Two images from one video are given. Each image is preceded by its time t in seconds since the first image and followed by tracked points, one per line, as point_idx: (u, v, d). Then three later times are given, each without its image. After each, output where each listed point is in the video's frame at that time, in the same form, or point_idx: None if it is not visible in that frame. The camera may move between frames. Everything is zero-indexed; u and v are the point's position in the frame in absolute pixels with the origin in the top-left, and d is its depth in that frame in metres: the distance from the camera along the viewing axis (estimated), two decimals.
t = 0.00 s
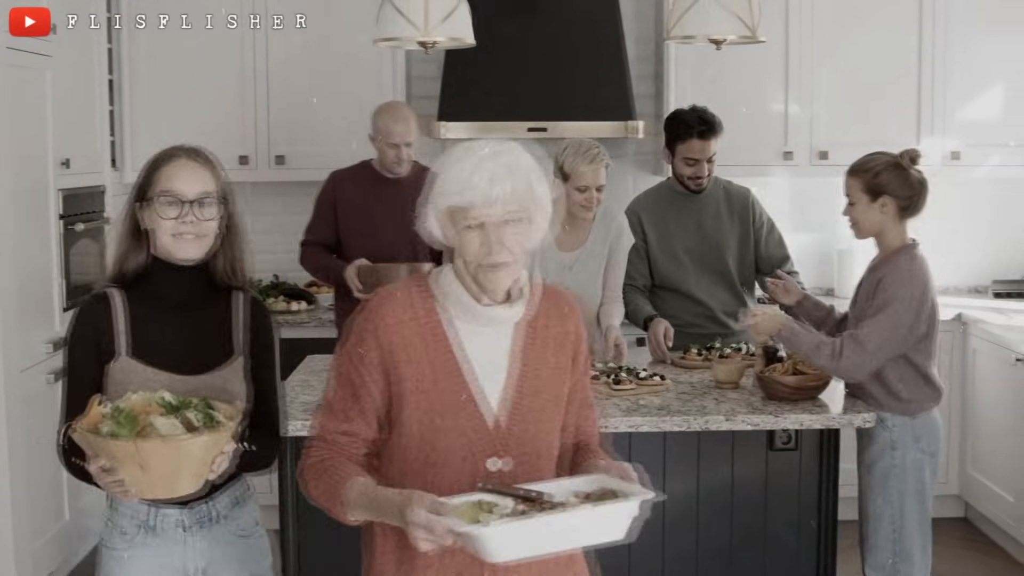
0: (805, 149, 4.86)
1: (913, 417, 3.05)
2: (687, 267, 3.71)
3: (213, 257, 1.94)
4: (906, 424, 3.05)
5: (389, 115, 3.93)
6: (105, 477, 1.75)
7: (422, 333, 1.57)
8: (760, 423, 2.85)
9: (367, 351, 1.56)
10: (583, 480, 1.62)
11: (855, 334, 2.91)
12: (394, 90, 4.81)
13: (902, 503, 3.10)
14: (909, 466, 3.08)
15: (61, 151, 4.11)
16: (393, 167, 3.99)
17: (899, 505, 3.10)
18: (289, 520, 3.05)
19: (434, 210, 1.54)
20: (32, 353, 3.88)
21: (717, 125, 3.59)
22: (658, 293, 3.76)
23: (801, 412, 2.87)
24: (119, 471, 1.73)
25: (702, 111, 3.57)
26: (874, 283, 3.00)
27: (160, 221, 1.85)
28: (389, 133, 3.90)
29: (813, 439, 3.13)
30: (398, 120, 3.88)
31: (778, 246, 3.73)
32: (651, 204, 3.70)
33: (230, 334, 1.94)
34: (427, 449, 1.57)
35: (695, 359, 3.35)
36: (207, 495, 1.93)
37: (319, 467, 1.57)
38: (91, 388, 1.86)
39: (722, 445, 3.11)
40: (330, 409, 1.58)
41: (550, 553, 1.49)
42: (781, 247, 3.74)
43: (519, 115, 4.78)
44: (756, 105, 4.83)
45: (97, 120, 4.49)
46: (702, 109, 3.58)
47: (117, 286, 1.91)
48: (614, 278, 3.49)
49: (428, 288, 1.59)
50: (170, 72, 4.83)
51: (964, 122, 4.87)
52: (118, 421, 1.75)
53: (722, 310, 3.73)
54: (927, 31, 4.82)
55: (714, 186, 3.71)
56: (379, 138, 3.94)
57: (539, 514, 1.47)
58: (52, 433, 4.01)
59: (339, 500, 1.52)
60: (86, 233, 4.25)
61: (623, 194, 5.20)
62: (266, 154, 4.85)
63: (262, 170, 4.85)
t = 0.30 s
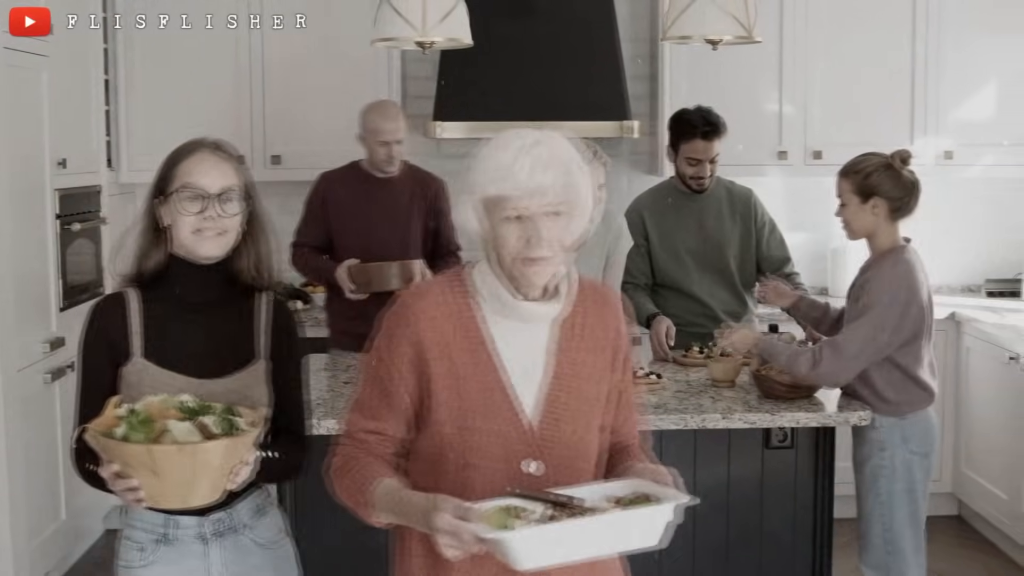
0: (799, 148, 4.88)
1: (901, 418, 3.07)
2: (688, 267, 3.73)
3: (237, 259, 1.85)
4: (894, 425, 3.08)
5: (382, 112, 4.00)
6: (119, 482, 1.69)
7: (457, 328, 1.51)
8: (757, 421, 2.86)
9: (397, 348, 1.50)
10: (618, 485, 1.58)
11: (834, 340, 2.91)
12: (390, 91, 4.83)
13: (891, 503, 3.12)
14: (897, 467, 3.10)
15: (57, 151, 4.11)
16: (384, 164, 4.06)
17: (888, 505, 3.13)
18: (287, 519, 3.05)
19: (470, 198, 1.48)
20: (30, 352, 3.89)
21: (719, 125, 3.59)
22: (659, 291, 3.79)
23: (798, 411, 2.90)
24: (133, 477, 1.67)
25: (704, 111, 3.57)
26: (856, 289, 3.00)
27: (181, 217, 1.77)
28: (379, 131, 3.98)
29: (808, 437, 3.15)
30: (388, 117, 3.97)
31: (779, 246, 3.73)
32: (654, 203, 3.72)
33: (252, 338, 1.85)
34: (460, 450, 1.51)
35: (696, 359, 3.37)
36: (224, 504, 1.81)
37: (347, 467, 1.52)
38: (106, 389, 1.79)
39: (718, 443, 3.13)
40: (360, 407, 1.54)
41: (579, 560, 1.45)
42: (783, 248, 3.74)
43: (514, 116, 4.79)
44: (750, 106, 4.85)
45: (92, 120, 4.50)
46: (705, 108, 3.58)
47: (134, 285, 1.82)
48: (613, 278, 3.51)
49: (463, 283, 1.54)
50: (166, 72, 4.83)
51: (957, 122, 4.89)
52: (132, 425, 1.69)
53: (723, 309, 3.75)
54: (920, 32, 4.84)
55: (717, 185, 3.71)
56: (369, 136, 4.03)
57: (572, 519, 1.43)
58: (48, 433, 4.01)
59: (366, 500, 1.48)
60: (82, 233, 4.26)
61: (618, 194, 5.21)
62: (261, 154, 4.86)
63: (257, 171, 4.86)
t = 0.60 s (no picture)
0: (792, 148, 4.90)
1: (891, 419, 3.09)
2: (693, 266, 3.75)
3: (251, 257, 1.79)
4: (883, 424, 3.09)
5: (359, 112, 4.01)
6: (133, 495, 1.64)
7: (482, 331, 1.54)
8: (752, 419, 2.88)
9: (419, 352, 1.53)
10: (647, 493, 1.58)
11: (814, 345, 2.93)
12: (384, 91, 4.85)
13: (881, 501, 3.15)
14: (887, 466, 3.12)
15: (53, 150, 4.12)
16: (371, 164, 4.06)
17: (878, 503, 3.16)
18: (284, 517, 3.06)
19: (500, 195, 1.50)
20: (26, 352, 3.90)
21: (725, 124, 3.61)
22: (664, 289, 3.81)
23: (793, 408, 2.91)
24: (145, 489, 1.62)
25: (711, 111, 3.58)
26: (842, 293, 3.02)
27: (192, 209, 1.72)
28: (366, 131, 3.97)
29: (802, 435, 3.17)
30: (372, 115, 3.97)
31: (784, 248, 3.76)
32: (661, 201, 3.74)
33: (270, 336, 1.79)
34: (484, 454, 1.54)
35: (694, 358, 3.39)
36: (246, 512, 1.78)
37: (368, 470, 1.55)
38: (116, 391, 1.75)
39: (712, 441, 3.14)
40: (382, 410, 1.57)
41: (598, 571, 1.46)
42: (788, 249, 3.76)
43: (508, 116, 4.81)
44: (743, 106, 4.87)
45: (88, 120, 4.50)
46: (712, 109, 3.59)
47: (146, 284, 1.78)
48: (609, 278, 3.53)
49: (489, 287, 1.56)
50: (161, 72, 4.84)
51: (949, 122, 4.92)
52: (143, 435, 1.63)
53: (727, 308, 3.77)
54: (912, 32, 4.86)
55: (723, 186, 3.74)
56: (356, 137, 4.02)
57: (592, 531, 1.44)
58: (44, 432, 4.02)
59: (385, 505, 1.51)
60: (78, 232, 4.27)
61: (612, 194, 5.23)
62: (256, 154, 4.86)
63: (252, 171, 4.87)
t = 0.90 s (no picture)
0: (784, 147, 4.92)
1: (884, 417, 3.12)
2: (704, 266, 3.76)
3: (263, 271, 1.77)
4: (877, 423, 3.12)
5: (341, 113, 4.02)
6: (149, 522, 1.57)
7: (501, 343, 1.53)
8: (745, 417, 2.90)
9: (435, 363, 1.53)
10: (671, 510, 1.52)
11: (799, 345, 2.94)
12: (378, 91, 4.87)
13: (873, 499, 3.18)
14: (880, 465, 3.15)
15: (47, 150, 4.13)
16: (354, 165, 4.07)
17: (870, 501, 3.20)
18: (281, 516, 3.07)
19: (522, 206, 1.49)
20: (21, 351, 3.91)
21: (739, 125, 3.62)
22: (674, 289, 3.82)
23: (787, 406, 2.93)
24: (161, 516, 1.55)
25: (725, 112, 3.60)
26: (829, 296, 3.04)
27: (200, 225, 1.70)
28: (348, 131, 3.99)
29: (796, 432, 3.19)
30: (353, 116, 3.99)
31: (794, 250, 3.79)
32: (673, 201, 3.76)
33: (285, 353, 1.77)
34: (501, 470, 1.52)
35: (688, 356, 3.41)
36: (270, 541, 1.74)
37: (383, 483, 1.55)
38: (132, 410, 1.75)
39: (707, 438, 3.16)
40: (399, 422, 1.57)
41: None
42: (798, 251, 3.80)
43: (502, 116, 4.83)
44: (735, 107, 4.90)
45: (82, 120, 4.51)
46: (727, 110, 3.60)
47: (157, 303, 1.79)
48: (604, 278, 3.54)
49: (508, 299, 1.56)
50: (154, 72, 4.84)
51: (940, 122, 4.94)
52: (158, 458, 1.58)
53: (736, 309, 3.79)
54: (904, 33, 4.89)
55: (734, 187, 3.76)
56: (337, 138, 4.02)
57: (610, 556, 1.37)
58: (39, 431, 4.03)
59: (398, 520, 1.51)
60: (72, 232, 4.28)
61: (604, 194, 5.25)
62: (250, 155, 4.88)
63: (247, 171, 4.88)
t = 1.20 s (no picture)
0: (776, 147, 4.95)
1: (877, 416, 3.14)
2: (715, 264, 3.82)
3: (276, 292, 1.75)
4: (869, 422, 3.15)
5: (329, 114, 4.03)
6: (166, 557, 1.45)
7: (517, 365, 1.53)
8: (740, 416, 2.91)
9: (448, 387, 1.53)
10: (686, 541, 1.55)
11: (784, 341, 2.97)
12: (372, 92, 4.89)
13: (866, 498, 3.21)
14: (873, 464, 3.18)
15: (42, 151, 4.14)
16: (337, 166, 4.08)
17: (863, 500, 3.22)
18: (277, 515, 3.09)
19: (540, 224, 1.48)
20: (17, 351, 3.91)
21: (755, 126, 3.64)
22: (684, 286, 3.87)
23: (780, 405, 2.95)
24: (177, 549, 1.43)
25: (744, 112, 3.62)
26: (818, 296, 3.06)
27: (209, 245, 1.65)
28: (331, 131, 4.00)
29: (790, 431, 3.20)
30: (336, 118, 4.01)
31: (805, 254, 3.84)
32: (689, 198, 3.82)
33: (307, 375, 1.74)
34: (516, 495, 1.53)
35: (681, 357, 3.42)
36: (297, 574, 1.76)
37: (393, 506, 1.56)
38: (147, 437, 1.72)
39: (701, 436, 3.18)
40: (410, 443, 1.57)
41: None
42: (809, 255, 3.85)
43: (496, 116, 4.85)
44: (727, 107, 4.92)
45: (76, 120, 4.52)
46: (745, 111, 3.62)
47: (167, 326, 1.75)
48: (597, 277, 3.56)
49: (524, 317, 1.56)
50: (148, 72, 4.85)
51: (932, 122, 4.97)
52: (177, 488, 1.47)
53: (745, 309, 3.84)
54: (896, 35, 4.92)
55: (750, 189, 3.82)
56: (319, 139, 4.04)
57: None
58: (33, 431, 4.04)
59: (406, 545, 1.52)
60: (67, 232, 4.29)
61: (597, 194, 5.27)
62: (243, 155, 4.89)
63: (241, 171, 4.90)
